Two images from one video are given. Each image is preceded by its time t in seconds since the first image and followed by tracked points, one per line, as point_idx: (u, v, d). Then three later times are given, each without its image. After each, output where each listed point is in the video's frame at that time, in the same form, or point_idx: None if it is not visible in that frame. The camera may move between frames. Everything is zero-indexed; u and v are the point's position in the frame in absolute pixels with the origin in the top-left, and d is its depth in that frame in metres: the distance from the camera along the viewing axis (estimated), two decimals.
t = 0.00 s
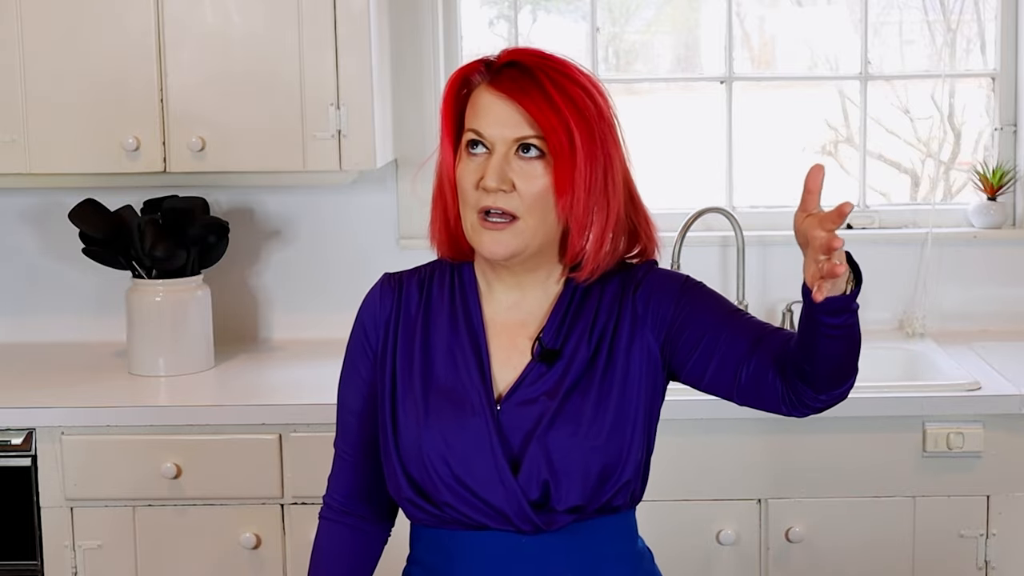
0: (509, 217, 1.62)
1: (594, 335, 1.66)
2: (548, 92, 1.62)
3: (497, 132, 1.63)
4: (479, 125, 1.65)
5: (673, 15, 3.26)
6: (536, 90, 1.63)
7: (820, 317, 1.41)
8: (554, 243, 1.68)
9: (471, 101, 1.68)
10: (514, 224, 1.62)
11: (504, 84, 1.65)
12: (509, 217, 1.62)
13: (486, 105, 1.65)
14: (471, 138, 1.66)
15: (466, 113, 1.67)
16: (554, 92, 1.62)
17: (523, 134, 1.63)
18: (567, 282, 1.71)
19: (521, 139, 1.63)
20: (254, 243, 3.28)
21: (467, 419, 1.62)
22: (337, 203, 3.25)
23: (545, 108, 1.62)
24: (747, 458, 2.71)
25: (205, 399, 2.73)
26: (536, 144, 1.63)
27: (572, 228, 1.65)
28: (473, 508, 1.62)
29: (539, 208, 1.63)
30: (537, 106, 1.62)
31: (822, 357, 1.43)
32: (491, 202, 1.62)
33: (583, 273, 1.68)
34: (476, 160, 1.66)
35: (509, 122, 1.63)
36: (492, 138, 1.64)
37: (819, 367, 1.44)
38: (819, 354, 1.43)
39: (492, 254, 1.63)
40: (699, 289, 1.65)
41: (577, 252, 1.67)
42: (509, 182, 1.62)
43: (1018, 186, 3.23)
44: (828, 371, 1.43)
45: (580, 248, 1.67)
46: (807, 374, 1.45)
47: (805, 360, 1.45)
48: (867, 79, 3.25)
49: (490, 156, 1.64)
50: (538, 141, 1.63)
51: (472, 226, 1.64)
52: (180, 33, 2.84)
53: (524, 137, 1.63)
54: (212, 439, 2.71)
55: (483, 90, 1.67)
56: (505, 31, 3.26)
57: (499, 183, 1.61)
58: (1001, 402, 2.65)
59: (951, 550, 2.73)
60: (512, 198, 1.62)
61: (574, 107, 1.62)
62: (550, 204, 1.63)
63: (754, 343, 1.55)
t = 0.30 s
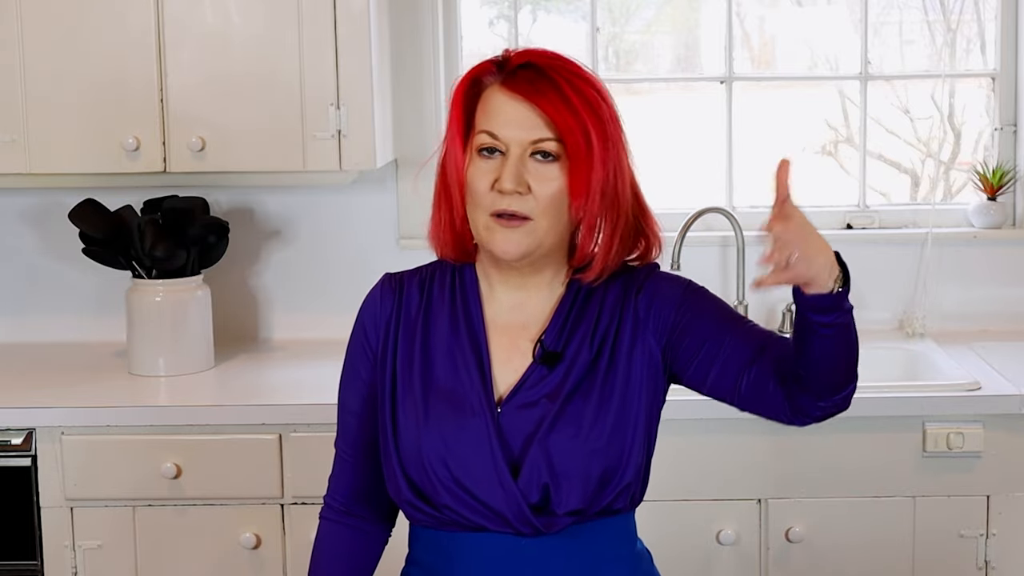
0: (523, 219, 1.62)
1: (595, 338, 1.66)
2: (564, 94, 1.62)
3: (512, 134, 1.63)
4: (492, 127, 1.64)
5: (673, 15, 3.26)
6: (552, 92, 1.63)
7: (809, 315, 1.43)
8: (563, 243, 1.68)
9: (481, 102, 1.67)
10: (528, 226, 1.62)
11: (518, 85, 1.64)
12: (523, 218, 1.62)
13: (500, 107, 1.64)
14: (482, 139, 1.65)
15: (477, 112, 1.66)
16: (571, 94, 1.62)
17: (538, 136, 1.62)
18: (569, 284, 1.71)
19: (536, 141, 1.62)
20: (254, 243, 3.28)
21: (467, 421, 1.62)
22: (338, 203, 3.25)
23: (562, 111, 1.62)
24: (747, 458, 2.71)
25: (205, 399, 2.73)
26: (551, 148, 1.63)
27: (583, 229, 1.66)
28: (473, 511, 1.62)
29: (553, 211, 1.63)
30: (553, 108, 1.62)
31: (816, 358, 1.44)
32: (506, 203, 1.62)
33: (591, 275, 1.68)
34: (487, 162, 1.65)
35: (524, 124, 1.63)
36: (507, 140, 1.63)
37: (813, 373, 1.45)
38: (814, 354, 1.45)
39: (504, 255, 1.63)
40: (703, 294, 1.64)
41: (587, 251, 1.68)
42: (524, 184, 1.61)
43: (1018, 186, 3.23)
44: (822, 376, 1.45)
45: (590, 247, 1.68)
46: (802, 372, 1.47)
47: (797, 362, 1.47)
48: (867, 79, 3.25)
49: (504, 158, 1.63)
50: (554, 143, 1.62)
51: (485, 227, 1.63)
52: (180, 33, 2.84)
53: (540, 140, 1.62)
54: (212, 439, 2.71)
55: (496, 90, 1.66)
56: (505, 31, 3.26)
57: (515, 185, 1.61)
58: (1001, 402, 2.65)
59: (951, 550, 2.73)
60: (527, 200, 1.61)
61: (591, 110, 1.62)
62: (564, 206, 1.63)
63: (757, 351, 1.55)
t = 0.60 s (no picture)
0: (540, 215, 1.62)
1: (598, 344, 1.66)
2: (579, 90, 1.64)
3: (524, 132, 1.63)
4: (503, 126, 1.64)
5: (673, 15, 3.26)
6: (565, 88, 1.64)
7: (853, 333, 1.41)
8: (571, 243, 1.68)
9: (488, 103, 1.66)
10: (545, 222, 1.62)
11: (528, 83, 1.65)
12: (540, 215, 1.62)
13: (510, 105, 1.65)
14: (493, 138, 1.65)
15: (486, 111, 1.66)
16: (585, 90, 1.64)
17: (551, 133, 1.63)
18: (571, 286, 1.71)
19: (552, 138, 1.63)
20: (254, 244, 3.28)
21: (470, 424, 1.61)
22: (338, 203, 3.25)
23: (578, 106, 1.63)
24: (747, 458, 2.71)
25: (205, 399, 2.73)
26: (564, 145, 1.64)
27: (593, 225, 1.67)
28: (474, 515, 1.61)
29: (569, 207, 1.63)
30: (569, 104, 1.63)
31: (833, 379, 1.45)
32: (523, 200, 1.61)
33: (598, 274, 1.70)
34: (498, 161, 1.65)
35: (538, 121, 1.63)
36: (521, 138, 1.63)
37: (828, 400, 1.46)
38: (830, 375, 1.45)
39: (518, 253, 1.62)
40: (710, 304, 1.64)
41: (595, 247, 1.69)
42: (541, 181, 1.62)
43: (1018, 186, 3.23)
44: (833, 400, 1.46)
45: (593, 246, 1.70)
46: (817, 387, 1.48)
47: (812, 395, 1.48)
48: (867, 79, 3.25)
49: (517, 156, 1.64)
50: (570, 139, 1.63)
51: (501, 224, 1.62)
52: (180, 33, 2.84)
53: (554, 137, 1.63)
54: (212, 438, 2.71)
55: (505, 89, 1.66)
56: (505, 31, 3.26)
57: (534, 182, 1.61)
58: (1001, 402, 2.65)
59: (950, 550, 2.73)
60: (545, 197, 1.61)
61: (605, 106, 1.64)
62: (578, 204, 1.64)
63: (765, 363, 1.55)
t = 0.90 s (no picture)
0: (546, 215, 1.62)
1: (602, 346, 1.66)
2: (584, 89, 1.64)
3: (530, 131, 1.63)
4: (508, 125, 1.64)
5: (673, 15, 3.26)
6: (570, 87, 1.64)
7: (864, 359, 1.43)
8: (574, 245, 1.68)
9: (493, 101, 1.66)
10: (551, 222, 1.62)
11: (533, 82, 1.65)
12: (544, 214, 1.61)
13: (516, 104, 1.64)
14: (498, 137, 1.64)
15: (490, 110, 1.66)
16: (591, 90, 1.65)
17: (556, 132, 1.63)
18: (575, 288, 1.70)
19: (557, 137, 1.63)
20: (254, 244, 3.28)
21: (476, 429, 1.61)
22: (338, 203, 3.25)
23: (583, 104, 1.63)
24: (747, 458, 2.71)
25: (205, 399, 2.73)
26: (569, 145, 1.64)
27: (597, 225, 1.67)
28: (479, 519, 1.61)
29: (574, 207, 1.63)
30: (574, 102, 1.64)
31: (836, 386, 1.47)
32: (528, 200, 1.61)
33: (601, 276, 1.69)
34: (503, 160, 1.64)
35: (543, 120, 1.63)
36: (526, 137, 1.63)
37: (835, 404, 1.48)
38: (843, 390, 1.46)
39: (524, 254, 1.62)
40: (713, 307, 1.65)
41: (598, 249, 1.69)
42: (547, 180, 1.61)
43: (1018, 186, 3.23)
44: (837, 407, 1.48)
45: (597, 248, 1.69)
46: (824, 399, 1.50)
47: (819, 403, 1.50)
48: (867, 79, 3.25)
49: (522, 156, 1.63)
50: (575, 138, 1.63)
51: (505, 225, 1.62)
52: (180, 33, 2.84)
53: (559, 136, 1.63)
54: (212, 438, 2.71)
55: (510, 89, 1.66)
56: (505, 32, 3.26)
57: (539, 181, 1.61)
58: (1001, 402, 2.65)
59: (951, 550, 2.73)
60: (550, 196, 1.61)
61: (610, 104, 1.64)
62: (583, 204, 1.64)
63: (768, 374, 1.57)
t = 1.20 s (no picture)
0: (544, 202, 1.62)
1: (602, 341, 1.65)
2: (571, 74, 1.65)
3: (521, 121, 1.63)
4: (499, 117, 1.64)
5: (673, 15, 3.26)
6: (557, 75, 1.65)
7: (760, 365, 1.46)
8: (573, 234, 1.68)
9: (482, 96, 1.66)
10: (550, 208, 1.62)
11: (519, 73, 1.66)
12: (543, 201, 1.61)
13: (504, 96, 1.65)
14: (489, 130, 1.64)
15: (479, 104, 1.66)
16: (578, 76, 1.65)
17: (547, 120, 1.63)
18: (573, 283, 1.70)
19: (548, 124, 1.63)
20: (254, 243, 3.28)
21: (477, 426, 1.61)
22: (337, 203, 3.25)
23: (571, 90, 1.64)
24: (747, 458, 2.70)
25: (206, 399, 2.73)
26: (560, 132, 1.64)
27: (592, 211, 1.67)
28: (481, 516, 1.61)
29: (572, 193, 1.62)
30: (563, 89, 1.64)
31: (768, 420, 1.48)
32: (526, 186, 1.61)
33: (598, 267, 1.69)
34: (496, 153, 1.64)
35: (533, 109, 1.63)
36: (518, 126, 1.63)
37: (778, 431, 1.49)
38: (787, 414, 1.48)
39: (524, 245, 1.62)
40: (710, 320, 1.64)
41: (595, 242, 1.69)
42: (542, 166, 1.62)
43: (1018, 186, 3.23)
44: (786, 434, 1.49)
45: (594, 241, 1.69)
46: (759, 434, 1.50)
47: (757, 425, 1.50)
48: (867, 79, 3.25)
49: (515, 147, 1.63)
50: (567, 124, 1.64)
51: (504, 215, 1.62)
52: (180, 33, 2.84)
53: (551, 124, 1.63)
54: (212, 438, 2.71)
55: (498, 82, 1.67)
56: (505, 31, 3.26)
57: (535, 166, 1.61)
58: (1001, 402, 2.66)
59: (951, 550, 2.73)
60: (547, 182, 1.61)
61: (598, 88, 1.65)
62: (580, 189, 1.64)
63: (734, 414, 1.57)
